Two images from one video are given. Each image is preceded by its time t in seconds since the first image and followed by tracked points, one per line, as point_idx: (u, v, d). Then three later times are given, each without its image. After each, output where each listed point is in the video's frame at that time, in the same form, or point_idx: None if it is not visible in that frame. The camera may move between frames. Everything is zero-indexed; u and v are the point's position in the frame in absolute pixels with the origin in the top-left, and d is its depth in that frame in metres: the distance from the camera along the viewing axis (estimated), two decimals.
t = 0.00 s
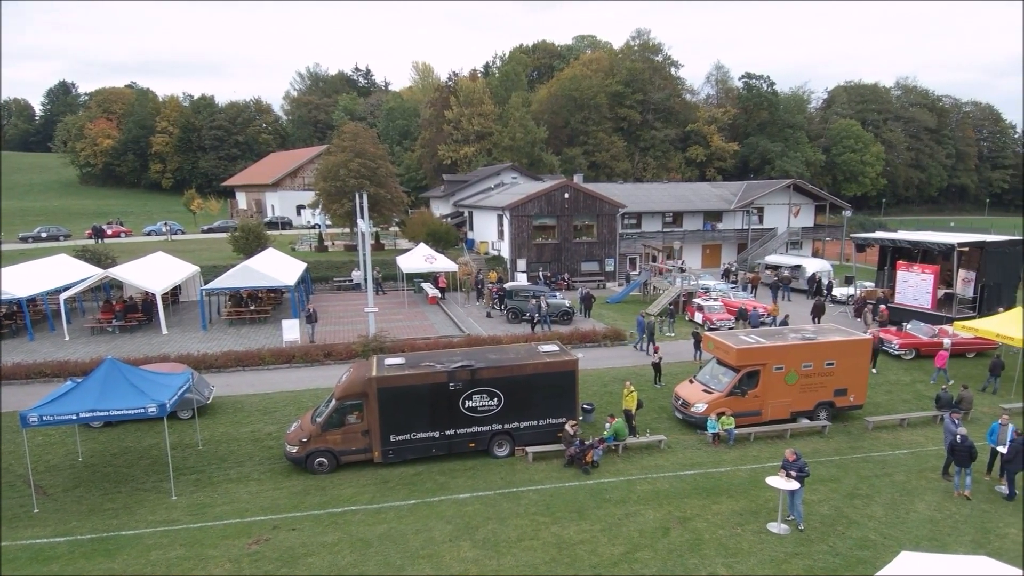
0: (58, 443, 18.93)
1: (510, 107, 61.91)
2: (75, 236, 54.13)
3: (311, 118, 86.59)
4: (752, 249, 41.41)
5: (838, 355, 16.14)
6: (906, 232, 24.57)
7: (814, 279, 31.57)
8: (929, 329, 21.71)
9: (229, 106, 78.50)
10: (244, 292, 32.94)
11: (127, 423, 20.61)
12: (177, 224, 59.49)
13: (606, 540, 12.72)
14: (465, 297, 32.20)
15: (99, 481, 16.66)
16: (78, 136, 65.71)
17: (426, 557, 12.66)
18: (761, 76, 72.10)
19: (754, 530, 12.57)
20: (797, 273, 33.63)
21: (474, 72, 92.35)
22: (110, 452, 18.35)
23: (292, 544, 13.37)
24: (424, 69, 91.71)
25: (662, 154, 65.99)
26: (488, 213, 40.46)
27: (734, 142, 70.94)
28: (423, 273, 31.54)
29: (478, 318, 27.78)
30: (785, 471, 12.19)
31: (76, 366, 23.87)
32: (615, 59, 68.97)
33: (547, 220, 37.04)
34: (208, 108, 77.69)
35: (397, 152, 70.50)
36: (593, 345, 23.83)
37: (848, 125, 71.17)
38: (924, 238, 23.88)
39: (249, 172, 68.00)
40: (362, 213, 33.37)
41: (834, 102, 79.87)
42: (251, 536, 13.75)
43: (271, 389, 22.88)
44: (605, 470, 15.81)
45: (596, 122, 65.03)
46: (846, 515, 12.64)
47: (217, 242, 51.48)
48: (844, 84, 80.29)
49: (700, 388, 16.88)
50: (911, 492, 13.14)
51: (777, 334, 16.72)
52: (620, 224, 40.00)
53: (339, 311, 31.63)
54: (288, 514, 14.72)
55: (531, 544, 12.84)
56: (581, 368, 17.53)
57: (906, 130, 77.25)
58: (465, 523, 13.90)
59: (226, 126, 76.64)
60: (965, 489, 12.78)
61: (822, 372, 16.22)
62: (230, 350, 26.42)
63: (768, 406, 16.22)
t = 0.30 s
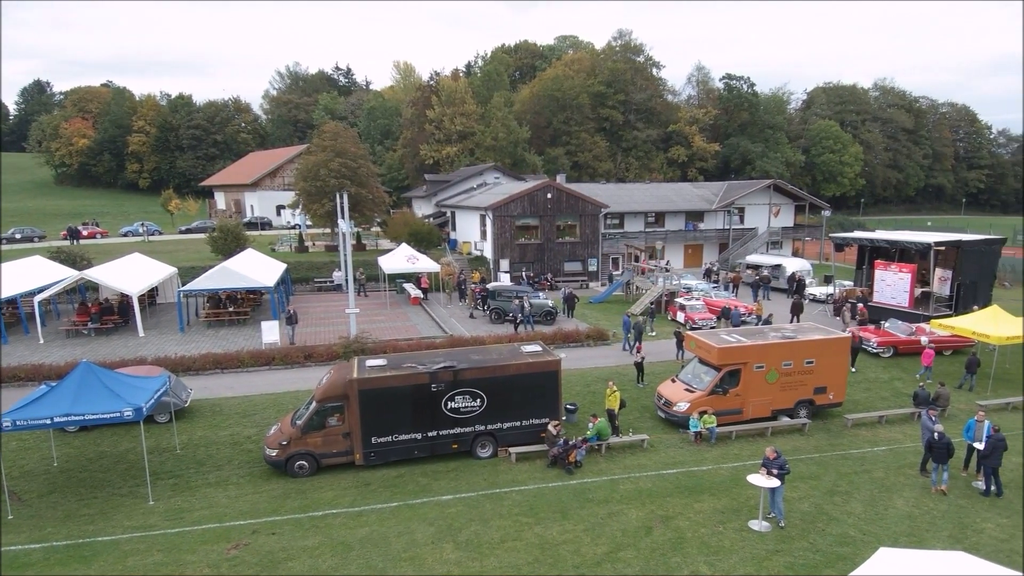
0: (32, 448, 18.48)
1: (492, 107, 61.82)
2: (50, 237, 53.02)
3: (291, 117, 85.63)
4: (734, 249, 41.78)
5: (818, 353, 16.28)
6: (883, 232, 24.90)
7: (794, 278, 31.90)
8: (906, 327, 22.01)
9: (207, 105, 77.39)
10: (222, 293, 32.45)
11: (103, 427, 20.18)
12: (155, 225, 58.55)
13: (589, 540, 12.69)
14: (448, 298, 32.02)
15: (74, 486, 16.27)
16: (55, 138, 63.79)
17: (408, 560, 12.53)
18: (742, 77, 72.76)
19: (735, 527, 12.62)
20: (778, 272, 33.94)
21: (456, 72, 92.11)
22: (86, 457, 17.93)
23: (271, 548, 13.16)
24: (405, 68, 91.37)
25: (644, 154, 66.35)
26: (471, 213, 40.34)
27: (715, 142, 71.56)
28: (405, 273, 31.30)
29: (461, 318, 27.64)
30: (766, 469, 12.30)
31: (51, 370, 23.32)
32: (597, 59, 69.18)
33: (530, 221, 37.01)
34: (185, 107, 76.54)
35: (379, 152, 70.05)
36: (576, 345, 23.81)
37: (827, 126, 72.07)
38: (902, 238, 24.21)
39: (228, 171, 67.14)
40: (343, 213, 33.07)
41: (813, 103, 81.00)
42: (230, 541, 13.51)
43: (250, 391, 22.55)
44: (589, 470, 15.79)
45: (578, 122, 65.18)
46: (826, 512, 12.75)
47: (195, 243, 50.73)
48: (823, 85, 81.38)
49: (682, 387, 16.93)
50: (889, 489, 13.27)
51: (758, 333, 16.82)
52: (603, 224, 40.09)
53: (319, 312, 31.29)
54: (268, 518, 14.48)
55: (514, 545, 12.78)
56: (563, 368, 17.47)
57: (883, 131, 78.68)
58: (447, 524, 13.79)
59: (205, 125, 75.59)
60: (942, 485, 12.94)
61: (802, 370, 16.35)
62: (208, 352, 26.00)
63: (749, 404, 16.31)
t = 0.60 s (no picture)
0: (8, 455, 18.07)
1: (476, 107, 61.72)
2: (26, 239, 51.99)
3: (273, 117, 84.73)
4: (717, 249, 42.09)
5: (800, 353, 16.40)
6: (864, 233, 25.17)
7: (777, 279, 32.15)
8: (887, 327, 22.26)
9: (187, 104, 76.35)
10: (203, 296, 32.02)
11: (81, 433, 19.80)
12: (133, 226, 57.66)
13: (574, 542, 12.65)
14: (432, 299, 31.84)
15: (52, 493, 15.93)
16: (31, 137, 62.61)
17: (392, 565, 12.40)
18: (724, 78, 73.26)
19: (719, 528, 12.66)
20: (761, 272, 34.18)
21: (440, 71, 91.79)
22: (64, 463, 17.58)
23: (253, 555, 12.96)
24: (388, 68, 90.93)
25: (628, 155, 66.59)
26: (455, 214, 40.19)
27: (698, 143, 72.05)
28: (388, 275, 31.08)
29: (446, 320, 27.51)
30: (749, 469, 12.38)
31: (27, 375, 22.84)
32: (581, 60, 69.21)
33: (515, 222, 36.94)
34: (165, 106, 75.44)
35: (362, 151, 69.59)
36: (560, 346, 23.76)
37: (808, 128, 72.87)
38: (882, 239, 24.44)
39: (209, 171, 66.33)
40: (326, 214, 32.76)
41: (794, 104, 81.85)
42: (211, 547, 13.28)
43: (231, 395, 22.24)
44: (574, 472, 15.76)
45: (563, 123, 65.21)
46: (808, 511, 12.83)
47: (175, 244, 50.05)
48: (804, 86, 82.32)
49: (667, 387, 16.95)
50: (871, 488, 13.38)
51: (741, 333, 16.90)
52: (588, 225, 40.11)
53: (302, 314, 30.98)
54: (249, 524, 14.27)
55: (499, 549, 12.69)
56: (548, 370, 17.41)
57: (863, 132, 79.80)
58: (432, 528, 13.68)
59: (185, 125, 74.59)
60: (920, 484, 13.08)
61: (784, 370, 16.45)
62: (188, 355, 25.62)
63: (732, 404, 16.38)
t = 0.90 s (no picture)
0: None
1: (460, 107, 61.53)
2: None
3: (254, 116, 83.77)
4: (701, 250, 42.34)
5: (782, 355, 16.48)
6: (844, 234, 25.36)
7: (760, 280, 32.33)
8: (868, 328, 22.44)
9: (167, 104, 75.30)
10: (183, 299, 31.58)
11: (58, 441, 19.42)
12: (112, 228, 56.74)
13: (560, 547, 12.61)
14: (416, 301, 31.66)
15: (29, 503, 15.61)
16: (7, 138, 61.62)
17: (376, 573, 12.27)
18: (707, 79, 73.65)
19: (703, 531, 12.69)
20: (744, 273, 34.37)
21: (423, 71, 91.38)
22: (42, 472, 17.26)
23: (235, 564, 12.76)
24: (371, 68, 90.43)
25: (613, 156, 66.69)
26: (439, 216, 39.99)
27: (682, 144, 72.40)
28: (372, 277, 30.82)
29: (430, 323, 27.35)
30: (732, 472, 12.46)
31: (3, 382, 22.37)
32: (564, 61, 69.11)
33: (499, 223, 36.84)
34: (144, 106, 74.32)
35: (345, 152, 69.06)
36: (545, 348, 23.71)
37: (790, 129, 73.59)
38: (862, 240, 24.67)
39: (189, 172, 65.48)
40: (308, 217, 32.44)
41: (776, 105, 82.65)
42: (192, 557, 13.07)
43: (212, 401, 21.94)
44: (559, 476, 15.71)
45: (547, 124, 65.14)
46: (791, 513, 12.90)
47: (155, 247, 49.29)
48: (785, 88, 83.14)
49: (651, 390, 16.98)
50: (853, 489, 13.46)
51: (724, 336, 16.96)
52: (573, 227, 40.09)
53: (284, 317, 30.65)
54: (231, 533, 14.06)
55: (484, 555, 12.62)
56: (533, 374, 17.33)
57: (844, 133, 80.80)
58: (417, 535, 13.58)
59: (164, 125, 73.53)
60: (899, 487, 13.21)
61: (767, 372, 16.54)
62: (168, 360, 25.22)
63: (716, 406, 16.44)
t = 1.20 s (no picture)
0: None
1: (444, 108, 61.24)
2: None
3: (235, 116, 82.79)
4: (685, 252, 42.55)
5: (765, 359, 16.59)
6: (825, 238, 25.59)
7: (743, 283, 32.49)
8: (849, 330, 22.63)
9: (147, 104, 74.19)
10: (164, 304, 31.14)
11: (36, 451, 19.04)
12: (90, 230, 55.80)
13: (546, 555, 12.58)
14: (401, 305, 31.48)
15: (7, 516, 15.31)
16: None
17: None
18: (691, 81, 73.95)
19: (688, 536, 12.73)
20: (727, 275, 34.56)
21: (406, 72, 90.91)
22: (20, 483, 16.94)
23: None
24: (354, 68, 89.92)
25: (597, 157, 66.75)
26: (424, 218, 39.79)
27: (666, 145, 72.73)
28: (356, 281, 30.59)
29: (415, 327, 27.20)
30: (716, 478, 12.52)
31: None
32: (549, 62, 69.06)
33: (484, 226, 36.73)
34: (123, 106, 73.12)
35: (328, 153, 68.53)
36: (530, 353, 23.66)
37: (772, 131, 74.17)
38: (843, 243, 24.88)
39: (169, 172, 64.59)
40: (291, 220, 32.10)
41: (758, 107, 83.35)
42: (174, 569, 12.86)
43: (193, 409, 21.64)
44: (544, 482, 15.67)
45: (531, 125, 64.97)
46: (774, 517, 12.96)
47: (134, 250, 48.55)
48: (767, 89, 83.89)
49: (636, 395, 16.99)
50: (835, 492, 13.56)
51: (708, 340, 17.04)
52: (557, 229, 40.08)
53: (266, 322, 30.31)
54: (213, 544, 13.86)
55: (470, 564, 12.55)
56: (518, 380, 17.27)
57: (826, 135, 81.75)
58: (402, 544, 13.48)
59: (144, 125, 72.42)
60: (879, 491, 13.30)
61: (750, 376, 16.63)
62: (149, 367, 24.85)
63: (700, 410, 16.49)
